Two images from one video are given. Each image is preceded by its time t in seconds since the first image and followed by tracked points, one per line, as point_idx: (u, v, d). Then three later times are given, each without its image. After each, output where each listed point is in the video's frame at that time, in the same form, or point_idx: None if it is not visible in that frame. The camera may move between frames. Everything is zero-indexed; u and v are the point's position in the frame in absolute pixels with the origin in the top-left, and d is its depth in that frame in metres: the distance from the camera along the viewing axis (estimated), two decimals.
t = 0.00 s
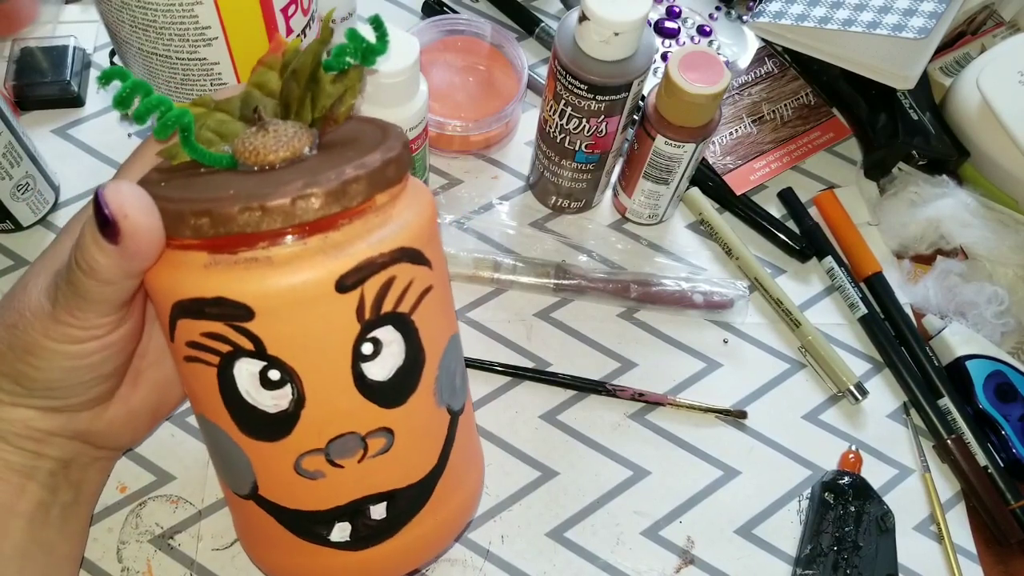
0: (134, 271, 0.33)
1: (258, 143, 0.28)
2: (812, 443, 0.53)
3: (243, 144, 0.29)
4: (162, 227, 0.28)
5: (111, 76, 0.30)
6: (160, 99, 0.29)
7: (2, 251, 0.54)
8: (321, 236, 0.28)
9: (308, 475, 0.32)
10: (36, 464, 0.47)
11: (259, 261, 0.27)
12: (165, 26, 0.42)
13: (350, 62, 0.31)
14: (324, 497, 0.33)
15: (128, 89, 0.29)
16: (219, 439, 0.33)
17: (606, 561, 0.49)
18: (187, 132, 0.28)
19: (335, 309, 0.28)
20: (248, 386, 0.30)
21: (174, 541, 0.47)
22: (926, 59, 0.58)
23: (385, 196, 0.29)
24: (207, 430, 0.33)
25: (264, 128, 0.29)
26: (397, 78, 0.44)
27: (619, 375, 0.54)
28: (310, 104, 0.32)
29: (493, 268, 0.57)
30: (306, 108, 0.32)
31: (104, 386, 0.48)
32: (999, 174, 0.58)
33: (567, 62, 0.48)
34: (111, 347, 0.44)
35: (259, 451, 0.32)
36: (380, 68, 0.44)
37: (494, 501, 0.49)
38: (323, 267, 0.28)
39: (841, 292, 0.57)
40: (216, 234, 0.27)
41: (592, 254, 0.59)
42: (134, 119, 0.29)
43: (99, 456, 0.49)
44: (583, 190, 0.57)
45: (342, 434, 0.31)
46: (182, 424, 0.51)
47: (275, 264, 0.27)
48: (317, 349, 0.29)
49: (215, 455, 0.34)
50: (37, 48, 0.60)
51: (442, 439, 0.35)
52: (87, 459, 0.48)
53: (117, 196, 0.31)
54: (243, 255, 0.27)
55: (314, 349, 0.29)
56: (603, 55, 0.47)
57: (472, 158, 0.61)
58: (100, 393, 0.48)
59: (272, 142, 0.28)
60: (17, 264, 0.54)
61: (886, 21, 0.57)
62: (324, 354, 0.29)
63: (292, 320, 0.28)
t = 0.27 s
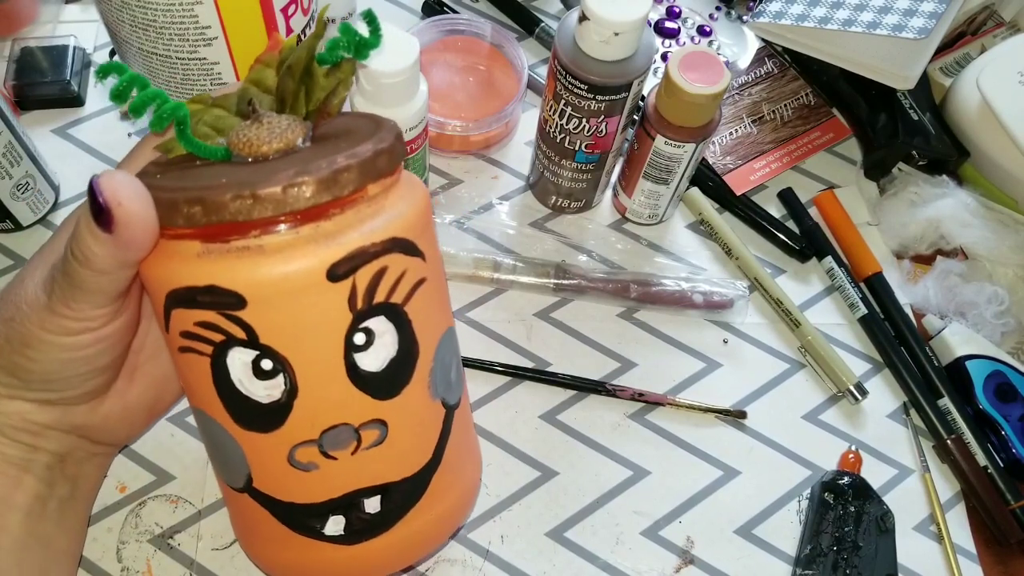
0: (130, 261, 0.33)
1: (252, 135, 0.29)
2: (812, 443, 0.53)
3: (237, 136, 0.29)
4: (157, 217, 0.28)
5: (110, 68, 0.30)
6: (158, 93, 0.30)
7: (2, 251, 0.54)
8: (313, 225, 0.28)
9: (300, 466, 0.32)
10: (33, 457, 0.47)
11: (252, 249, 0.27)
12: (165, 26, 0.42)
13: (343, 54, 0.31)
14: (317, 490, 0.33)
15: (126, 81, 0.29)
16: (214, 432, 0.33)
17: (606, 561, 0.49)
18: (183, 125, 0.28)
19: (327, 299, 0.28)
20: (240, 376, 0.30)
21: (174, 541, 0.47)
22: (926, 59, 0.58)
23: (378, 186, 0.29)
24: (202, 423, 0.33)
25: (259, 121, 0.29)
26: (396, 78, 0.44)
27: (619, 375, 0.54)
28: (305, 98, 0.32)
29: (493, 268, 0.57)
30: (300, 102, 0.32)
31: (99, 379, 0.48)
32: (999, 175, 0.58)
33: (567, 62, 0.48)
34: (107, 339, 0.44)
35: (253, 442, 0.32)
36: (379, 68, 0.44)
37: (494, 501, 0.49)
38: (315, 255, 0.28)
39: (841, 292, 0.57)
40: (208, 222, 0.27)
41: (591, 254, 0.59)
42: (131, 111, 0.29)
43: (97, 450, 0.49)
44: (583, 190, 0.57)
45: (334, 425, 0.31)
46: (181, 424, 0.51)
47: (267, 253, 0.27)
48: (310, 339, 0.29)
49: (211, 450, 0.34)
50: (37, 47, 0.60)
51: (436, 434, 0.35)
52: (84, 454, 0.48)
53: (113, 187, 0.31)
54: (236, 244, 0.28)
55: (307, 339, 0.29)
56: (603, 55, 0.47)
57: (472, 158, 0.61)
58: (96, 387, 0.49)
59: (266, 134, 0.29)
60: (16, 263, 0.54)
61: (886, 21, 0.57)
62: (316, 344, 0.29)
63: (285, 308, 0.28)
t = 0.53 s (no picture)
0: (132, 257, 0.33)
1: (254, 133, 0.29)
2: (813, 443, 0.53)
3: (240, 133, 0.29)
4: (160, 213, 0.28)
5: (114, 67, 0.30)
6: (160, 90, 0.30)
7: (2, 251, 0.54)
8: (314, 222, 0.28)
9: (300, 463, 0.32)
10: (33, 452, 0.47)
11: (253, 246, 0.28)
12: (165, 26, 0.42)
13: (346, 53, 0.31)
14: (316, 487, 0.33)
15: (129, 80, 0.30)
16: (214, 428, 0.33)
17: (606, 561, 0.49)
18: (186, 123, 0.28)
19: (327, 295, 0.28)
20: (241, 372, 0.30)
21: (174, 541, 0.47)
22: (926, 59, 0.58)
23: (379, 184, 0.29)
24: (203, 420, 0.33)
25: (261, 118, 0.29)
26: (396, 78, 0.44)
27: (619, 375, 0.54)
28: (308, 97, 0.32)
29: (493, 268, 0.57)
30: (303, 101, 0.32)
31: (100, 375, 0.48)
32: (999, 175, 0.58)
33: (567, 61, 0.48)
34: (109, 335, 0.44)
35: (253, 440, 0.32)
36: (379, 68, 0.44)
37: (494, 501, 0.49)
38: (315, 252, 0.28)
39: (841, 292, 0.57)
40: (210, 218, 0.27)
41: (592, 254, 0.59)
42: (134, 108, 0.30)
43: (97, 447, 0.49)
44: (583, 190, 0.57)
45: (334, 422, 0.31)
46: (181, 424, 0.51)
47: (268, 250, 0.27)
48: (310, 336, 0.29)
49: (211, 447, 0.34)
50: (37, 48, 0.60)
51: (437, 432, 0.35)
52: (85, 450, 0.49)
53: (115, 182, 0.31)
54: (237, 241, 0.28)
55: (307, 336, 0.29)
56: (603, 55, 0.47)
57: (472, 158, 0.61)
58: (96, 382, 0.49)
59: (268, 132, 0.29)
60: (16, 264, 0.54)
61: (886, 21, 0.57)
62: (316, 341, 0.29)
63: (285, 305, 0.28)
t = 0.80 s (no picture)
0: (133, 256, 0.33)
1: (254, 130, 0.29)
2: (813, 443, 0.53)
3: (241, 131, 0.29)
4: (160, 211, 0.28)
5: (115, 63, 0.30)
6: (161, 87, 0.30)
7: (2, 251, 0.54)
8: (314, 220, 0.28)
9: (300, 462, 0.32)
10: (34, 452, 0.48)
11: (253, 243, 0.28)
12: (165, 26, 0.42)
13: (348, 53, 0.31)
14: (316, 486, 0.33)
15: (130, 76, 0.30)
16: (214, 426, 0.33)
17: (606, 561, 0.49)
18: (187, 121, 0.28)
19: (327, 294, 0.28)
20: (241, 370, 0.30)
21: (175, 541, 0.47)
22: (926, 59, 0.58)
23: (379, 182, 0.29)
24: (202, 418, 0.33)
25: (262, 116, 0.29)
26: (395, 78, 0.44)
27: (619, 375, 0.54)
28: (309, 96, 0.32)
29: (493, 268, 0.57)
30: (303, 100, 0.32)
31: (101, 375, 0.48)
32: (999, 175, 0.58)
33: (567, 62, 0.48)
34: (110, 335, 0.44)
35: (253, 439, 0.32)
36: (379, 68, 0.44)
37: (494, 501, 0.49)
38: (315, 251, 0.28)
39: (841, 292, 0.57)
40: (210, 215, 0.27)
41: (592, 254, 0.59)
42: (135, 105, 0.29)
43: (97, 447, 0.49)
44: (583, 190, 0.57)
45: (334, 420, 0.31)
46: (181, 424, 0.51)
47: (268, 247, 0.27)
48: (310, 334, 0.29)
49: (211, 446, 0.34)
50: (37, 48, 0.60)
51: (436, 431, 0.35)
52: (85, 450, 0.49)
53: (116, 180, 0.31)
54: (237, 238, 0.28)
55: (307, 334, 0.29)
56: (604, 55, 0.47)
57: (472, 158, 0.61)
58: (97, 382, 0.49)
59: (269, 130, 0.29)
60: (16, 263, 0.54)
61: (886, 21, 0.57)
62: (316, 339, 0.29)
63: (285, 303, 0.28)
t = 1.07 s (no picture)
0: (133, 255, 0.33)
1: (254, 130, 0.29)
2: (813, 443, 0.53)
3: (241, 131, 0.29)
4: (161, 211, 0.28)
5: (115, 63, 0.30)
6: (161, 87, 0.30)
7: (2, 251, 0.54)
8: (313, 220, 0.28)
9: (299, 461, 0.32)
10: (34, 452, 0.48)
11: (253, 243, 0.28)
12: (165, 26, 0.42)
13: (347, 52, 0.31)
14: (315, 485, 0.33)
15: (130, 76, 0.30)
16: (213, 426, 0.33)
17: (606, 561, 0.49)
18: (188, 120, 0.28)
19: (327, 293, 0.28)
20: (240, 370, 0.30)
21: (175, 541, 0.47)
22: (926, 59, 0.58)
23: (379, 182, 0.29)
24: (202, 418, 0.33)
25: (262, 116, 0.29)
26: (395, 78, 0.44)
27: (619, 375, 0.54)
28: (309, 96, 0.32)
29: (493, 268, 0.57)
30: (303, 99, 0.32)
31: (101, 375, 0.48)
32: (999, 175, 0.58)
33: (567, 62, 0.48)
34: (110, 335, 0.44)
35: (253, 439, 0.32)
36: (379, 68, 0.44)
37: (494, 501, 0.49)
38: (315, 250, 0.28)
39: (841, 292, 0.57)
40: (210, 215, 0.27)
41: (592, 254, 0.59)
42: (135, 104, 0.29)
43: (97, 447, 0.49)
44: (583, 190, 0.57)
45: (333, 420, 0.31)
46: (181, 423, 0.51)
47: (268, 247, 0.27)
48: (309, 334, 0.29)
49: (211, 446, 0.34)
50: (37, 47, 0.60)
51: (436, 432, 0.35)
52: (85, 450, 0.49)
53: (116, 179, 0.31)
54: (237, 238, 0.28)
55: (306, 334, 0.29)
56: (604, 55, 0.47)
57: (472, 158, 0.61)
58: (97, 383, 0.49)
59: (269, 129, 0.29)
60: (16, 263, 0.54)
61: (886, 21, 0.57)
62: (316, 338, 0.29)
63: (284, 303, 0.28)
